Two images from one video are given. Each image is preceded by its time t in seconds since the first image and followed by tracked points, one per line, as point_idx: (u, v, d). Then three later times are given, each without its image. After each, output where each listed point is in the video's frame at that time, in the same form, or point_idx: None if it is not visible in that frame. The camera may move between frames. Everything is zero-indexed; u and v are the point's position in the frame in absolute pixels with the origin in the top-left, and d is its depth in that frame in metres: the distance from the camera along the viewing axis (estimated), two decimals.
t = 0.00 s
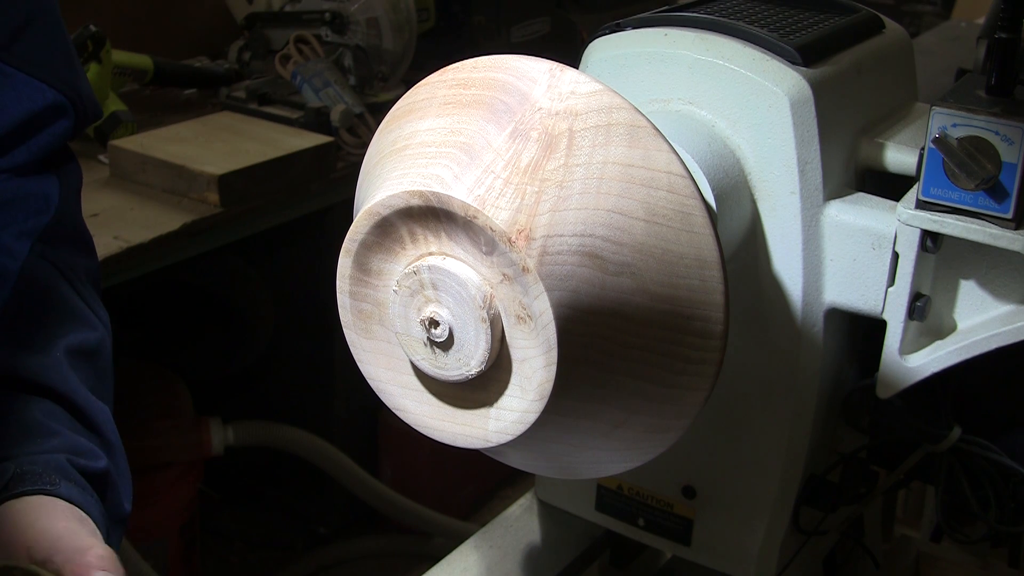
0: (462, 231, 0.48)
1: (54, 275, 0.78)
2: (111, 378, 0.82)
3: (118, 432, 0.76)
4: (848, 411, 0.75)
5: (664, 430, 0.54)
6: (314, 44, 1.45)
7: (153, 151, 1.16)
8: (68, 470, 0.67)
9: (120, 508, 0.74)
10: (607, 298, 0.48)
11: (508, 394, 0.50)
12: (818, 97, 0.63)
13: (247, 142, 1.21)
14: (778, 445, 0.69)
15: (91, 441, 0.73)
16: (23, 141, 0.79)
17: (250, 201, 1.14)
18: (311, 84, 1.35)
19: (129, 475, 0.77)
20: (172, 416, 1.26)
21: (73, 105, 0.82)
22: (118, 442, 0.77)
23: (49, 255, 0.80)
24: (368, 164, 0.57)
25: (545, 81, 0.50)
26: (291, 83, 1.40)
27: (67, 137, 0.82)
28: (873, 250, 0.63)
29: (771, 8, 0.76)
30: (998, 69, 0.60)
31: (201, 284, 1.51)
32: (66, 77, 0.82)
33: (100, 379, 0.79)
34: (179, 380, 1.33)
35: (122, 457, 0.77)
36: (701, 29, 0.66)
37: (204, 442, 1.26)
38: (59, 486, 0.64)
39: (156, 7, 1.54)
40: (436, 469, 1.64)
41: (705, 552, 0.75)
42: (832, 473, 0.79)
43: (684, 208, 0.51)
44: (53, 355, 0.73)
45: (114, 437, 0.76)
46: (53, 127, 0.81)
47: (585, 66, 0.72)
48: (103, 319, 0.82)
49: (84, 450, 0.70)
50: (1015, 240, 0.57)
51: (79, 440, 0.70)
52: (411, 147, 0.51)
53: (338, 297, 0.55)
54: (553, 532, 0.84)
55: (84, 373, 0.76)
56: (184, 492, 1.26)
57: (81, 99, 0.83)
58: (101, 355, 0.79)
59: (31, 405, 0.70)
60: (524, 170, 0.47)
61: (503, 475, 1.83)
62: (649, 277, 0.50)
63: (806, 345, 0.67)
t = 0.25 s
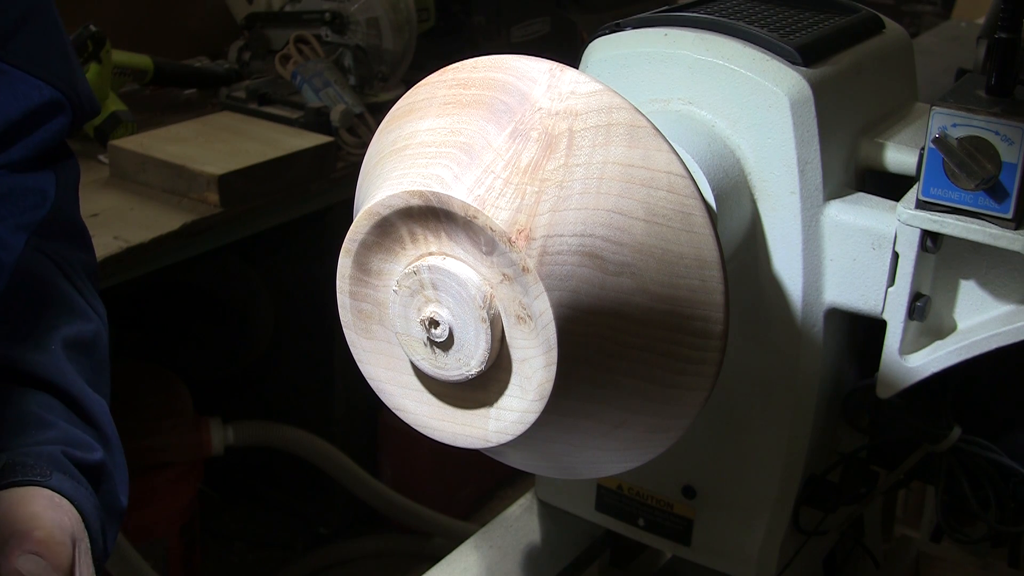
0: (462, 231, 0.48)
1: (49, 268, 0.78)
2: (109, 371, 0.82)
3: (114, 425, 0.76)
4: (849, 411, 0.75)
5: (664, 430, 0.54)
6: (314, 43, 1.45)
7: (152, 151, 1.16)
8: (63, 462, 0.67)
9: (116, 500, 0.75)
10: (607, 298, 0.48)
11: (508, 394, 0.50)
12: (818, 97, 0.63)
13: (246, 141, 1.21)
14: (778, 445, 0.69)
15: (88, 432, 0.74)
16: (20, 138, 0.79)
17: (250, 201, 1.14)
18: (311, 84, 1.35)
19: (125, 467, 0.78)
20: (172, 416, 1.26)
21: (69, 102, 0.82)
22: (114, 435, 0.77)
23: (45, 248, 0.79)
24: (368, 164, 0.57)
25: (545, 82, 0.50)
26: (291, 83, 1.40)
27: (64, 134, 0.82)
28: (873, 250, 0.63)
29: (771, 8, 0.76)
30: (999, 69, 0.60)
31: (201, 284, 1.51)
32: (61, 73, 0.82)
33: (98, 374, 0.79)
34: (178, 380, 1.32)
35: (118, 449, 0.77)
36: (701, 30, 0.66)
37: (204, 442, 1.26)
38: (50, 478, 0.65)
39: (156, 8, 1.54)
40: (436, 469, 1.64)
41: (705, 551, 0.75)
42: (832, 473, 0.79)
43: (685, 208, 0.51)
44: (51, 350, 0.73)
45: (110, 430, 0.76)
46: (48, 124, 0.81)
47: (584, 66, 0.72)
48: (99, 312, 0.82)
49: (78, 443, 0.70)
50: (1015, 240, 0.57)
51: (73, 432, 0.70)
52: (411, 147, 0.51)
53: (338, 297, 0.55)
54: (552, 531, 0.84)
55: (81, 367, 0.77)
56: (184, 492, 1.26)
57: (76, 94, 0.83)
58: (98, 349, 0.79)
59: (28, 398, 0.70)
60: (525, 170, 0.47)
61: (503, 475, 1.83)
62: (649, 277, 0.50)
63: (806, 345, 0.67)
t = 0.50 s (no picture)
0: (462, 231, 0.48)
1: (46, 265, 0.77)
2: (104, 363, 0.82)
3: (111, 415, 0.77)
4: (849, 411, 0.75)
5: (664, 430, 0.54)
6: (314, 44, 1.45)
7: (152, 150, 1.16)
8: (61, 451, 0.68)
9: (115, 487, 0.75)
10: (606, 297, 0.48)
11: (508, 394, 0.50)
12: (818, 97, 0.63)
13: (246, 141, 1.21)
14: (778, 445, 0.69)
15: (83, 421, 0.73)
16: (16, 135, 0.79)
17: (250, 201, 1.14)
18: (311, 84, 1.35)
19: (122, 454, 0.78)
20: (171, 415, 1.26)
21: (65, 100, 0.83)
22: (111, 424, 0.77)
23: (42, 246, 0.79)
24: (368, 164, 0.57)
25: (544, 82, 0.50)
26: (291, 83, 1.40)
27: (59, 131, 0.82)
28: (873, 250, 0.63)
29: (771, 8, 0.76)
30: (998, 70, 0.60)
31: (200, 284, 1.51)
32: (57, 71, 0.82)
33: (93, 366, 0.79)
34: (178, 380, 1.32)
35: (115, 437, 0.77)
36: (701, 29, 0.66)
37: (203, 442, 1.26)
38: (49, 464, 0.65)
39: (157, 8, 1.54)
40: (436, 469, 1.64)
41: (705, 551, 0.75)
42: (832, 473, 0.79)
43: (685, 208, 0.51)
44: (48, 341, 0.73)
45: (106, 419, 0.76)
46: (44, 120, 0.81)
47: (584, 67, 0.72)
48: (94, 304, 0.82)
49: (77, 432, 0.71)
50: (1015, 240, 0.57)
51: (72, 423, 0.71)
52: (411, 148, 0.51)
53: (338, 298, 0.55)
54: (552, 531, 0.85)
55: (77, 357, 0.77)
56: (183, 491, 1.26)
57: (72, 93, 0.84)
58: (93, 342, 0.79)
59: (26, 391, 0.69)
60: (525, 170, 0.47)
61: (503, 476, 1.83)
62: (649, 277, 0.50)
63: (806, 345, 0.67)
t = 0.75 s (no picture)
0: (462, 232, 0.48)
1: (44, 258, 0.77)
2: (104, 355, 0.82)
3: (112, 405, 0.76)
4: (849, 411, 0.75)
5: (664, 430, 0.54)
6: (314, 43, 1.45)
7: (151, 150, 1.16)
8: (57, 439, 0.68)
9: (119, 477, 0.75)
10: (606, 297, 0.48)
11: (508, 394, 0.50)
12: (818, 97, 0.63)
13: (246, 141, 1.21)
14: (778, 446, 0.69)
15: (83, 411, 0.73)
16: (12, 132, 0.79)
17: (250, 201, 1.14)
18: (311, 84, 1.35)
19: (124, 442, 0.77)
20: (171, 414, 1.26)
21: (62, 99, 0.83)
22: (113, 415, 0.77)
23: (41, 240, 0.78)
24: (368, 164, 0.57)
25: (544, 82, 0.50)
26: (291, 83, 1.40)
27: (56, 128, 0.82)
28: (873, 250, 0.63)
29: (771, 8, 0.76)
30: (998, 69, 0.60)
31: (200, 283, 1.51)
32: (54, 69, 0.82)
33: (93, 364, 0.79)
34: (177, 380, 1.33)
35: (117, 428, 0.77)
36: (701, 29, 0.66)
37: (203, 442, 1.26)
38: (44, 453, 0.66)
39: (157, 8, 1.54)
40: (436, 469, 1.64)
41: (705, 551, 0.75)
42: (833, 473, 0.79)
43: (685, 208, 0.51)
44: (44, 333, 0.73)
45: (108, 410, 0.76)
46: (41, 119, 0.81)
47: (584, 67, 0.72)
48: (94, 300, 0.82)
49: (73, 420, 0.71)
50: (1014, 240, 0.57)
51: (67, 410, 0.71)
52: (411, 148, 0.51)
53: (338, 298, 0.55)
54: (552, 531, 0.85)
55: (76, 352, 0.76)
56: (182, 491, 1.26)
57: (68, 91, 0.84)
58: (93, 338, 0.79)
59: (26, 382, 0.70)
60: (524, 170, 0.47)
61: (503, 475, 1.83)
62: (649, 277, 0.50)
63: (806, 345, 0.67)
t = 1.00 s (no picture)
0: (461, 232, 0.48)
1: (44, 261, 0.77)
2: (106, 356, 0.81)
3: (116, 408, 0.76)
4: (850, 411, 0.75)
5: (664, 430, 0.54)
6: (314, 44, 1.45)
7: (150, 151, 1.16)
8: (57, 445, 0.67)
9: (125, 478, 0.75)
10: (605, 297, 0.48)
11: (507, 394, 0.50)
12: (818, 97, 0.63)
13: (246, 142, 1.21)
14: (779, 446, 0.69)
15: (84, 413, 0.73)
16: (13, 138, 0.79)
17: (250, 201, 1.14)
18: (311, 84, 1.35)
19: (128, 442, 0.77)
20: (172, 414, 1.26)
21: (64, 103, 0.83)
22: (117, 418, 0.77)
23: (40, 242, 0.78)
24: (367, 164, 0.57)
25: (544, 82, 0.50)
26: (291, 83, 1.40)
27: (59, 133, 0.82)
28: (873, 250, 0.63)
29: (771, 8, 0.76)
30: (999, 69, 0.60)
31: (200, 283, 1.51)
32: (54, 72, 0.82)
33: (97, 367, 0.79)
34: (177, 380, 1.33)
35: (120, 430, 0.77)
36: (701, 29, 0.66)
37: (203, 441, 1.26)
38: (43, 460, 0.65)
39: (156, 8, 1.54)
40: (436, 468, 1.64)
41: (705, 551, 0.75)
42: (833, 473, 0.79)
43: (685, 209, 0.51)
44: (43, 336, 0.73)
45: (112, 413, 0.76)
46: (42, 123, 0.81)
47: (584, 67, 0.72)
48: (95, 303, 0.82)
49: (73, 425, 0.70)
50: (1014, 240, 0.57)
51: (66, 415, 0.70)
52: (410, 148, 0.51)
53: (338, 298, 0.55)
54: (552, 531, 0.84)
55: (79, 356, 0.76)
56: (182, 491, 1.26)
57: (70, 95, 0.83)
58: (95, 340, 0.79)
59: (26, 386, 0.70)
60: (524, 170, 0.47)
61: (503, 475, 1.83)
62: (649, 277, 0.50)
63: (806, 345, 0.67)
